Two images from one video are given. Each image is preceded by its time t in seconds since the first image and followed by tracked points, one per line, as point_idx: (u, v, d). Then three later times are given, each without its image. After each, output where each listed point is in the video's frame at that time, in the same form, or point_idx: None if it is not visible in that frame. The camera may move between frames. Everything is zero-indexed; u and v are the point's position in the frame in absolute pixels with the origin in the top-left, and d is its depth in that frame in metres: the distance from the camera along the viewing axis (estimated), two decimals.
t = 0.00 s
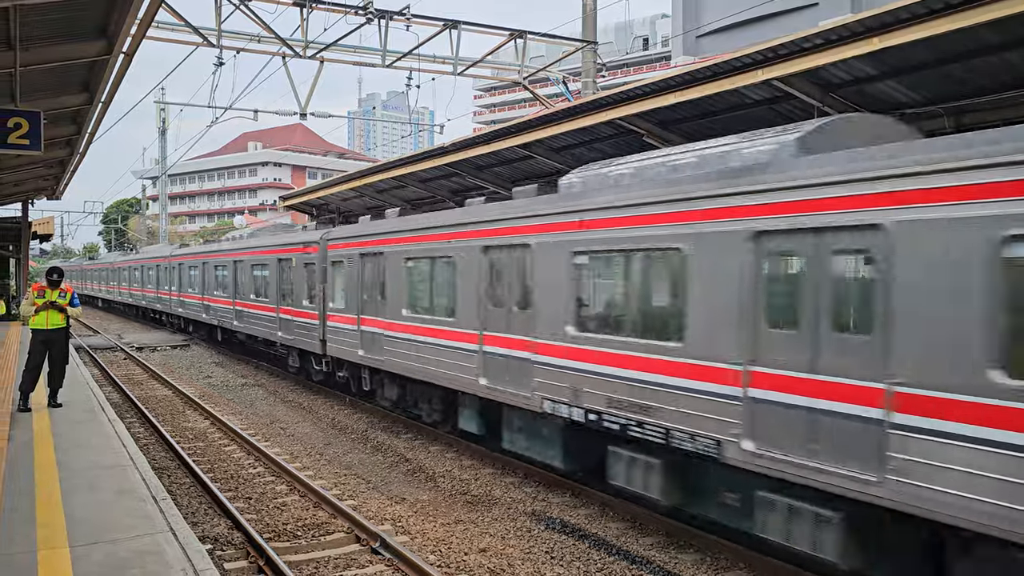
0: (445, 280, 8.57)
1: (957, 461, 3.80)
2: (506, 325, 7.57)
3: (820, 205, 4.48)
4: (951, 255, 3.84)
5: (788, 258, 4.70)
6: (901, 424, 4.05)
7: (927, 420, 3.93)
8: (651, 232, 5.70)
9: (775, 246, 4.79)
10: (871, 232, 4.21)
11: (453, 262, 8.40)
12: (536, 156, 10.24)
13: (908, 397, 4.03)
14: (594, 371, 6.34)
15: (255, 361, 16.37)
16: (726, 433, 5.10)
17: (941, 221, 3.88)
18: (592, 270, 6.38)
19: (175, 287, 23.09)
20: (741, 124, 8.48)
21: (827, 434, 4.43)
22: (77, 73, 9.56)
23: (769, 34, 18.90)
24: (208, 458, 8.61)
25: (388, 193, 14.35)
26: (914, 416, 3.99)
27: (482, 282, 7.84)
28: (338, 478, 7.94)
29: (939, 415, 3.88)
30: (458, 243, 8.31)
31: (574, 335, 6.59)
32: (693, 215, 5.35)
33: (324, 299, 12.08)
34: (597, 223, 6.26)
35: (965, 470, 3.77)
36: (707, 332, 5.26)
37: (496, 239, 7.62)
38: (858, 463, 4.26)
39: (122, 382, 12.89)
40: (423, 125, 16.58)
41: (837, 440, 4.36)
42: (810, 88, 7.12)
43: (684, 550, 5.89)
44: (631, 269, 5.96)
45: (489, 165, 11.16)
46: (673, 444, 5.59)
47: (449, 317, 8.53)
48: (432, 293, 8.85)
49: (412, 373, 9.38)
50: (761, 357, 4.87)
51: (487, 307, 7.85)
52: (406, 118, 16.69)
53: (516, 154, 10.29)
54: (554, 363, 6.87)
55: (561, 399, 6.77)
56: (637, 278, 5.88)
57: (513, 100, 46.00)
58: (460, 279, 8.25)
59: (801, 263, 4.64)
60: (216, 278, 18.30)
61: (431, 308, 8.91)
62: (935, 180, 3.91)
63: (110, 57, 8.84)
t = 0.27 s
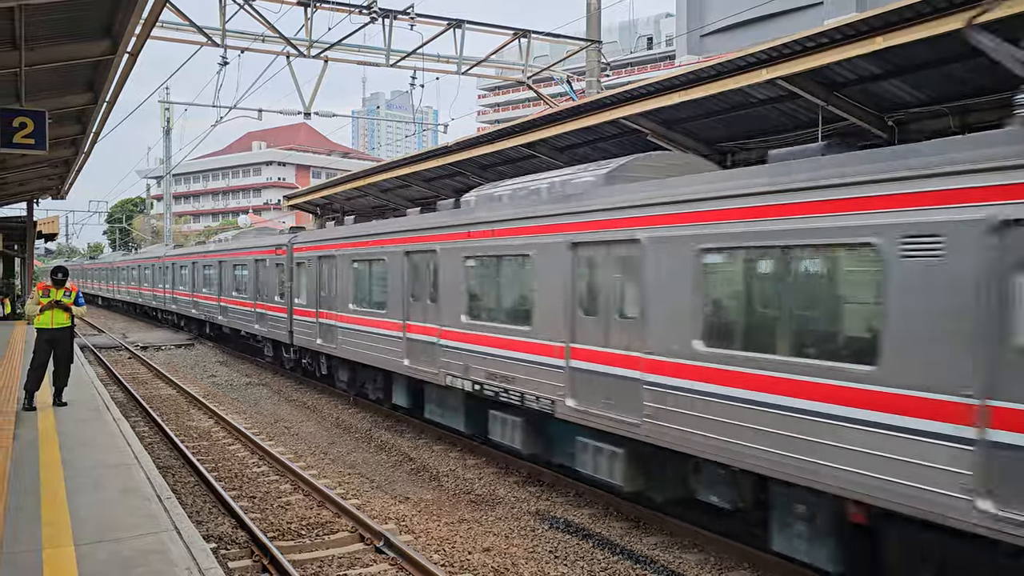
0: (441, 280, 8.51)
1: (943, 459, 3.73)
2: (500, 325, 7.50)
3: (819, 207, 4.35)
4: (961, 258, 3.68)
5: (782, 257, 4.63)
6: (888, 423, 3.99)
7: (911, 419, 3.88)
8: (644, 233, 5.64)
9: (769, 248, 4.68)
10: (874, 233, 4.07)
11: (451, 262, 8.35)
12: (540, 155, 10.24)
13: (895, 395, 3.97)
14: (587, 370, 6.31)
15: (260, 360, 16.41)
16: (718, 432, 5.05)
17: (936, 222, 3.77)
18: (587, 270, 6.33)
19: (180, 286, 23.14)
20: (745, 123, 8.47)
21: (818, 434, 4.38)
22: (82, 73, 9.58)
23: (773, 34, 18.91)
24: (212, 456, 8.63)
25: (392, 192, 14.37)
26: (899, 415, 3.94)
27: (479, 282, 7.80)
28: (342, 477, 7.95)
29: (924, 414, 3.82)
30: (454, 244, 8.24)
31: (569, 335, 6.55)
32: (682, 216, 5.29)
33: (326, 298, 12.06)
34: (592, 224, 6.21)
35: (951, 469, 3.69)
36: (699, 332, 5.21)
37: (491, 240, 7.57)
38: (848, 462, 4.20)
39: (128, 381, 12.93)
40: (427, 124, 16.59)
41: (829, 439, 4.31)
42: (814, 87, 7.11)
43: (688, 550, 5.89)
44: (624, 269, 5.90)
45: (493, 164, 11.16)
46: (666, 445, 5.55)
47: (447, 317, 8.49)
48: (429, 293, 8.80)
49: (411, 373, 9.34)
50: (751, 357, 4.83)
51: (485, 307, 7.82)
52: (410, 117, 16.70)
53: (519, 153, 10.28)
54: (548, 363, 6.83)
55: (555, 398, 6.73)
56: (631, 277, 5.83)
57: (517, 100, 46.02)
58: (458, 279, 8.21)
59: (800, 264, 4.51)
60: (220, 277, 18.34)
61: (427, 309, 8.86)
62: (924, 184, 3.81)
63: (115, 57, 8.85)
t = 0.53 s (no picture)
0: (449, 278, 8.55)
1: (950, 459, 3.76)
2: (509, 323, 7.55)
3: (832, 205, 4.37)
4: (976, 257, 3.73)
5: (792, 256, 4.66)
6: (894, 423, 4.03)
7: (917, 419, 3.91)
8: (653, 233, 5.67)
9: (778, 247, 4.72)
10: (886, 233, 4.09)
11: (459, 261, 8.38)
12: (545, 155, 10.23)
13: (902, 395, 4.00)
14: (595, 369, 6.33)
15: (264, 359, 16.41)
16: (725, 431, 5.08)
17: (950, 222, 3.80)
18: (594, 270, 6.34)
19: (184, 286, 23.16)
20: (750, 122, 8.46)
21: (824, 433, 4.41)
22: (88, 73, 9.60)
23: (778, 33, 18.86)
24: (217, 455, 8.65)
25: (397, 192, 14.37)
26: (905, 415, 3.97)
27: (486, 281, 7.83)
28: (347, 476, 7.97)
29: (933, 414, 3.85)
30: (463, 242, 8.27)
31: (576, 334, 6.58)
32: (692, 215, 5.32)
33: (330, 298, 12.05)
34: (600, 222, 6.24)
35: (959, 469, 3.72)
36: (707, 332, 5.24)
37: (499, 238, 7.60)
38: (856, 462, 4.22)
39: (132, 380, 12.95)
40: (431, 123, 16.58)
41: (835, 439, 4.34)
42: (820, 86, 7.10)
43: (692, 549, 5.88)
44: (632, 269, 5.93)
45: (497, 164, 11.16)
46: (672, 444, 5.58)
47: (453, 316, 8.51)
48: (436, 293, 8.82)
49: (416, 372, 9.36)
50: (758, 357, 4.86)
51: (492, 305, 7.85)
52: (415, 116, 16.69)
53: (524, 153, 10.28)
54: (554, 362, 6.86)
55: (562, 398, 6.77)
56: (639, 277, 5.85)
57: (521, 99, 45.98)
58: (466, 277, 8.25)
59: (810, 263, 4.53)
60: (224, 277, 18.35)
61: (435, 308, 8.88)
62: (937, 184, 3.85)
63: (120, 57, 8.86)
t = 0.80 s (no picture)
0: (454, 277, 8.55)
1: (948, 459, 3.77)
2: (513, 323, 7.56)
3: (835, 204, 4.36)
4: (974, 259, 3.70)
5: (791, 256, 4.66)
6: (897, 425, 4.01)
7: (920, 421, 3.89)
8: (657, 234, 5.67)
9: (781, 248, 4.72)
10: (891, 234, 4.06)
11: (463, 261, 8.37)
12: (549, 154, 10.23)
13: (897, 397, 4.01)
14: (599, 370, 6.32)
15: (268, 358, 16.43)
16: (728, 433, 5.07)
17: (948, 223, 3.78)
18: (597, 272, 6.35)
19: (189, 285, 23.21)
20: (755, 121, 8.44)
21: (824, 433, 4.41)
22: (93, 72, 9.61)
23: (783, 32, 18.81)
24: (222, 454, 8.65)
25: (401, 191, 14.38)
26: (908, 417, 3.95)
27: (490, 280, 7.84)
28: (351, 475, 7.97)
29: (929, 415, 3.85)
30: (467, 240, 8.28)
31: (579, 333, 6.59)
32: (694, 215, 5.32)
33: (334, 297, 12.04)
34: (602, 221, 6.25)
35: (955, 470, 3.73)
36: (709, 332, 5.23)
37: (503, 236, 7.60)
38: (859, 465, 4.20)
39: (138, 379, 12.98)
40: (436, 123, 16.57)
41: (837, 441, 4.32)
42: (825, 85, 7.09)
43: (697, 548, 5.88)
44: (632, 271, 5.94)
45: (502, 163, 11.15)
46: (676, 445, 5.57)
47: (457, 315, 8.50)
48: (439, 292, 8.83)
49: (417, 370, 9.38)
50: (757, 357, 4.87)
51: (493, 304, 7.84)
52: (420, 115, 16.69)
53: (529, 152, 10.27)
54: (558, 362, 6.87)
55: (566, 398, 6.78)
56: (640, 277, 5.86)
57: (526, 97, 45.91)
58: (469, 277, 8.24)
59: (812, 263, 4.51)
60: (229, 276, 18.36)
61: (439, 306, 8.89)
62: (939, 184, 3.82)
63: (126, 56, 8.88)
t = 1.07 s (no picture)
0: (459, 276, 8.55)
1: (951, 455, 3.76)
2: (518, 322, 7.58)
3: (836, 202, 4.38)
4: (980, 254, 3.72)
5: (794, 255, 4.67)
6: (901, 422, 4.01)
7: (926, 419, 3.89)
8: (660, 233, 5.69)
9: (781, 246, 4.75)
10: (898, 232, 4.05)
11: (468, 261, 8.37)
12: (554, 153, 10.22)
13: (901, 395, 4.02)
14: (602, 369, 6.34)
15: (273, 357, 16.46)
16: (730, 432, 5.06)
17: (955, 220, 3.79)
18: (601, 271, 6.37)
19: (194, 284, 23.25)
20: (760, 120, 8.42)
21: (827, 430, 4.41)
22: (98, 72, 9.63)
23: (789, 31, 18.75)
24: (227, 453, 8.66)
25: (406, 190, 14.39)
26: (913, 414, 3.95)
27: (496, 279, 7.85)
28: (356, 474, 7.98)
29: (934, 412, 3.86)
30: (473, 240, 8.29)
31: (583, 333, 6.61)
32: (696, 214, 5.34)
33: (338, 296, 12.05)
34: (606, 221, 6.28)
35: (960, 467, 3.72)
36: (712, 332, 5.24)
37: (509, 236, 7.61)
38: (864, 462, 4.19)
39: (143, 378, 13.01)
40: (440, 122, 16.57)
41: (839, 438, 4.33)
42: (830, 84, 7.07)
43: (702, 548, 5.87)
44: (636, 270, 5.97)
45: (506, 162, 11.14)
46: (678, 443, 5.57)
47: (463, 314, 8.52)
48: (444, 291, 8.84)
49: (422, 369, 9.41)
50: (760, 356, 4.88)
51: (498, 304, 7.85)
52: (424, 115, 16.69)
53: (533, 151, 10.27)
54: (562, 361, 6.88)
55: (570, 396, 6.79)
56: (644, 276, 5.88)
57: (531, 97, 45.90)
58: (475, 276, 8.26)
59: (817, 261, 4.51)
60: (233, 275, 18.38)
61: (444, 306, 8.90)
62: (946, 181, 3.83)
63: (131, 56, 8.89)
